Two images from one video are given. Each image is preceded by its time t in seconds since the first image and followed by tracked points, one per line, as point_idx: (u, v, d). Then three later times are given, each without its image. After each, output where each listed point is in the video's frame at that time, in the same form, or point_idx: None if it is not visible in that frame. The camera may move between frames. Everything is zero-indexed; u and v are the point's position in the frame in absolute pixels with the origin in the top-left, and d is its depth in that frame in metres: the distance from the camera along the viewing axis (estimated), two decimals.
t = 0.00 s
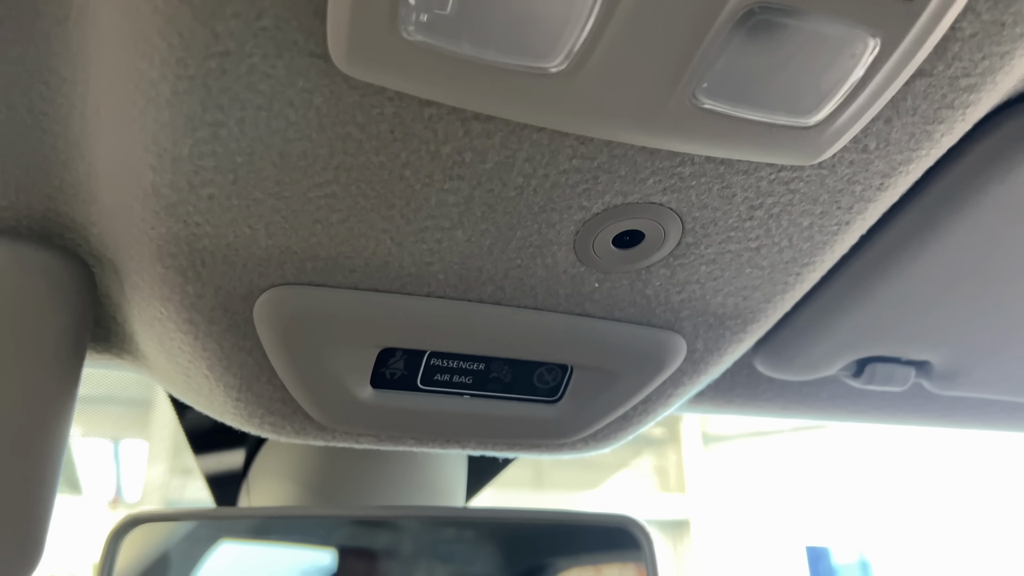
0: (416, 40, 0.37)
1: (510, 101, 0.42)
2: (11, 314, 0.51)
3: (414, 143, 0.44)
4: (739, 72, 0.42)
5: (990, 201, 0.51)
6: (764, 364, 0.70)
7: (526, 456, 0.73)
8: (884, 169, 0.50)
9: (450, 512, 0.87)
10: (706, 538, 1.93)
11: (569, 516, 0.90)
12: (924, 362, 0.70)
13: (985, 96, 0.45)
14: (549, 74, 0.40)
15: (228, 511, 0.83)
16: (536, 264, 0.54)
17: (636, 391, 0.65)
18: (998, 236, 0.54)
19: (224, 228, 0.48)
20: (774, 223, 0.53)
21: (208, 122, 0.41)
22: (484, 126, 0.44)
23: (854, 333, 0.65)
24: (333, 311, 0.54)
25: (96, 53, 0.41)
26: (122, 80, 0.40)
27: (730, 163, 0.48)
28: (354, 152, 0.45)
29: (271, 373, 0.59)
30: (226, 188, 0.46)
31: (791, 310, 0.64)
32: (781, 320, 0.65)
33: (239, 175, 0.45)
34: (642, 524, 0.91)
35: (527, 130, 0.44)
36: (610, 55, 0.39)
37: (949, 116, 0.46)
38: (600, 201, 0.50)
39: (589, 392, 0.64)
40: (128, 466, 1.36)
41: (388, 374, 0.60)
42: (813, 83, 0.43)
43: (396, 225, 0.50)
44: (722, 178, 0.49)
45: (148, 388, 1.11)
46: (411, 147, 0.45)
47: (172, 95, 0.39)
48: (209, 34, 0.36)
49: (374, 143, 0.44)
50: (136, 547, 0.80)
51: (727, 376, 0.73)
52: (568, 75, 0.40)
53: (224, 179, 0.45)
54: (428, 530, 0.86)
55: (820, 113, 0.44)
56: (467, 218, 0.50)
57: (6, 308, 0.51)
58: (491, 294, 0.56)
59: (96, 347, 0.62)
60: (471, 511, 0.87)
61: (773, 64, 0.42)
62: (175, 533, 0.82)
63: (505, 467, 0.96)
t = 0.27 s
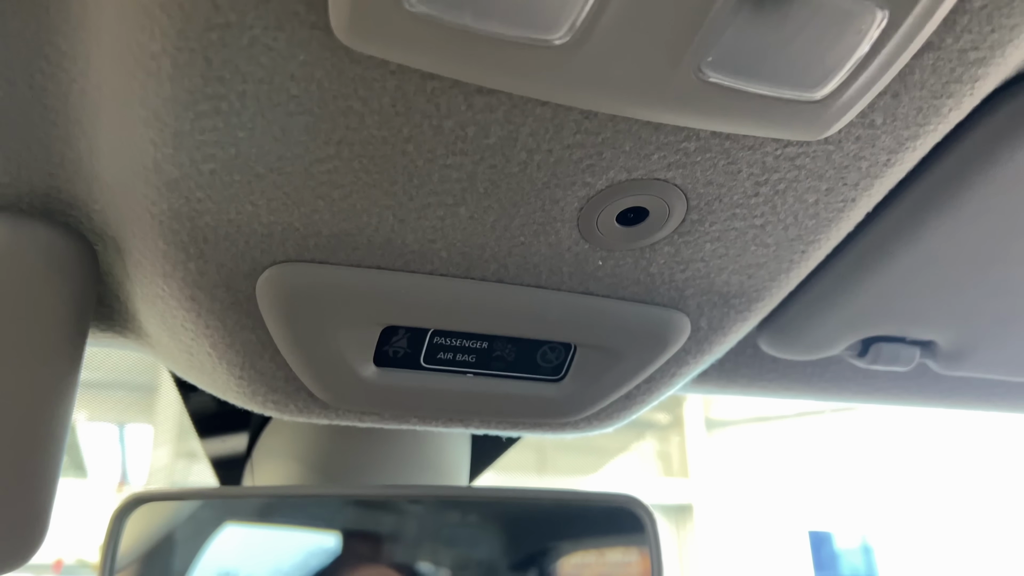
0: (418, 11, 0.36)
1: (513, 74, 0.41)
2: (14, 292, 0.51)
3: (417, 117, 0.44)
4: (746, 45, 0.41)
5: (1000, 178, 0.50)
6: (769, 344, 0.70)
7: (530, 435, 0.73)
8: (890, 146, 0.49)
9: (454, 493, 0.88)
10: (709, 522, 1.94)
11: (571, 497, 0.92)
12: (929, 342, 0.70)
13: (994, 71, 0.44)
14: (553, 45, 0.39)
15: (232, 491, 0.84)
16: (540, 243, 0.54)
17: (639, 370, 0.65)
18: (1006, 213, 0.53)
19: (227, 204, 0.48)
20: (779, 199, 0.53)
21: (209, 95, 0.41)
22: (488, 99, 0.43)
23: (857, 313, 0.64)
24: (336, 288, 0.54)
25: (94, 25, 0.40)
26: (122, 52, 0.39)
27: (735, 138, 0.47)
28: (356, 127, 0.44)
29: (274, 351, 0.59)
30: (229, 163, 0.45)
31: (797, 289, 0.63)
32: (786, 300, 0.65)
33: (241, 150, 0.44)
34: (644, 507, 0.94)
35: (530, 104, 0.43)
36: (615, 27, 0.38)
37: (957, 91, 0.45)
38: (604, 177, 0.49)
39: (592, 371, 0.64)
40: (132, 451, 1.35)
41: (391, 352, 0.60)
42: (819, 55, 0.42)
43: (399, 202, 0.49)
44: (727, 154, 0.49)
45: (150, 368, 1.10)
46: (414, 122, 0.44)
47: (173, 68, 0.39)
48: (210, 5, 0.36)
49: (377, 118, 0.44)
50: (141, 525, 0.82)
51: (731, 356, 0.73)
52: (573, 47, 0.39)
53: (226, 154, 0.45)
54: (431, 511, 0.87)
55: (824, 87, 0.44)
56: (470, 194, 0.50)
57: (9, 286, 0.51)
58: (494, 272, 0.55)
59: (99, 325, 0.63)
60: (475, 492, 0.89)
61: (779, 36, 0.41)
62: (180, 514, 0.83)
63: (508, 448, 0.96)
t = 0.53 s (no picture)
0: None
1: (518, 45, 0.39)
2: (16, 269, 0.50)
3: (423, 91, 0.42)
4: (760, 17, 0.39)
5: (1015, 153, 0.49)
6: (777, 323, 0.70)
7: (540, 415, 0.74)
8: (903, 120, 0.47)
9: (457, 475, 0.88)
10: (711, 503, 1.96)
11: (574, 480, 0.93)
12: (939, 321, 0.69)
13: (1011, 42, 0.42)
14: (561, 17, 0.37)
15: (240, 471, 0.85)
16: (547, 219, 0.53)
17: (646, 349, 0.65)
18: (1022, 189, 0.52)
19: (230, 180, 0.47)
20: (789, 174, 0.51)
21: (211, 68, 0.39)
22: (494, 72, 0.41)
23: (868, 292, 0.64)
24: (341, 266, 0.53)
25: None
26: (121, 23, 0.37)
27: (746, 111, 0.46)
28: (361, 101, 0.42)
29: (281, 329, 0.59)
30: (232, 138, 0.44)
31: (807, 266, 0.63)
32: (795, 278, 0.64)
33: (245, 125, 0.43)
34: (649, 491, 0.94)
35: (538, 77, 0.42)
36: None
37: (972, 64, 0.43)
38: (612, 152, 0.48)
39: (599, 349, 0.64)
40: (138, 439, 1.34)
41: (398, 331, 0.59)
42: (830, 30, 0.39)
43: (404, 177, 0.48)
44: (738, 129, 0.47)
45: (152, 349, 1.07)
46: (419, 95, 0.42)
47: (175, 40, 0.37)
48: None
49: (382, 91, 0.42)
50: (149, 505, 0.82)
51: (739, 335, 0.73)
52: (581, 18, 0.37)
53: (229, 129, 0.43)
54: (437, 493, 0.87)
55: (835, 61, 0.41)
56: (476, 170, 0.48)
57: (11, 264, 0.50)
58: (501, 250, 0.55)
59: (104, 303, 0.63)
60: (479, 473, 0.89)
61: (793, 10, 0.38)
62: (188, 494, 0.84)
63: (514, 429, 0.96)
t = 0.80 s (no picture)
0: None
1: (525, 25, 0.38)
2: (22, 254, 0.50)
3: (428, 71, 0.41)
4: None
5: None
6: (784, 308, 0.69)
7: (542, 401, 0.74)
8: (914, 101, 0.47)
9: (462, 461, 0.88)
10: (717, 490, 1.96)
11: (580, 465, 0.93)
12: (948, 306, 0.69)
13: None
14: None
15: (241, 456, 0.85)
16: (553, 203, 0.52)
17: (652, 333, 0.65)
18: None
19: (235, 163, 0.47)
20: (797, 156, 0.51)
21: (215, 49, 0.38)
22: (500, 52, 0.40)
23: (875, 276, 0.63)
24: (347, 251, 0.53)
25: None
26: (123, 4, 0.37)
27: (755, 92, 0.45)
28: (366, 82, 0.42)
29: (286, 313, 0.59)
30: (236, 120, 0.43)
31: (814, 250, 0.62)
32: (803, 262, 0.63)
33: (249, 107, 0.42)
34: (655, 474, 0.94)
35: (544, 57, 0.41)
36: None
37: (984, 43, 0.42)
38: (619, 134, 0.47)
39: (605, 334, 0.64)
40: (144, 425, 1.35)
41: (404, 316, 0.59)
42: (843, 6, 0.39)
43: (410, 160, 0.48)
44: (746, 110, 0.46)
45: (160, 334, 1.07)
46: (425, 77, 0.42)
47: (178, 20, 0.36)
48: None
49: (388, 72, 0.41)
50: (155, 491, 0.82)
51: (745, 320, 0.72)
52: None
53: (234, 111, 0.43)
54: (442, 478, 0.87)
55: (847, 39, 0.41)
56: (482, 152, 0.48)
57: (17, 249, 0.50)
58: (507, 234, 0.54)
59: (109, 288, 0.63)
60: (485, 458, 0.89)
61: None
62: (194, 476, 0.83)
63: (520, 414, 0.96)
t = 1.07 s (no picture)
0: None
1: None
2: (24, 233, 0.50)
3: (435, 45, 0.40)
4: None
5: None
6: (793, 288, 0.69)
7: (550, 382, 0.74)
8: (929, 76, 0.45)
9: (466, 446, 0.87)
10: (718, 472, 1.98)
11: (585, 449, 0.91)
12: (958, 287, 0.69)
13: None
14: None
15: (245, 438, 0.85)
16: (562, 180, 0.51)
17: (659, 315, 0.65)
18: None
19: (239, 141, 0.46)
20: (809, 133, 0.50)
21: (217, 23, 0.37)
22: (509, 25, 0.39)
23: (886, 255, 0.63)
24: (353, 230, 0.52)
25: None
26: None
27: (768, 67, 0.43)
28: (372, 57, 0.40)
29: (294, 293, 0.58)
30: (241, 96, 0.42)
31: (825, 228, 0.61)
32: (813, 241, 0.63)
33: (254, 83, 0.41)
34: (661, 458, 0.93)
35: (553, 30, 0.39)
36: None
37: (1001, 15, 0.40)
38: (629, 110, 0.46)
39: (612, 315, 0.64)
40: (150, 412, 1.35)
41: (412, 296, 0.59)
42: None
43: (416, 136, 0.47)
44: (758, 85, 0.45)
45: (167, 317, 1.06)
46: (432, 51, 0.40)
47: None
48: None
49: (394, 46, 0.40)
50: (160, 476, 0.83)
51: (755, 301, 0.72)
52: None
53: (238, 86, 0.42)
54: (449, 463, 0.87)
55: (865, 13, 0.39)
56: (490, 128, 0.47)
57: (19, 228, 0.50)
58: (514, 213, 0.54)
59: (113, 268, 0.62)
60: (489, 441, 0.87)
61: None
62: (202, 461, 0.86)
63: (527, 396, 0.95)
